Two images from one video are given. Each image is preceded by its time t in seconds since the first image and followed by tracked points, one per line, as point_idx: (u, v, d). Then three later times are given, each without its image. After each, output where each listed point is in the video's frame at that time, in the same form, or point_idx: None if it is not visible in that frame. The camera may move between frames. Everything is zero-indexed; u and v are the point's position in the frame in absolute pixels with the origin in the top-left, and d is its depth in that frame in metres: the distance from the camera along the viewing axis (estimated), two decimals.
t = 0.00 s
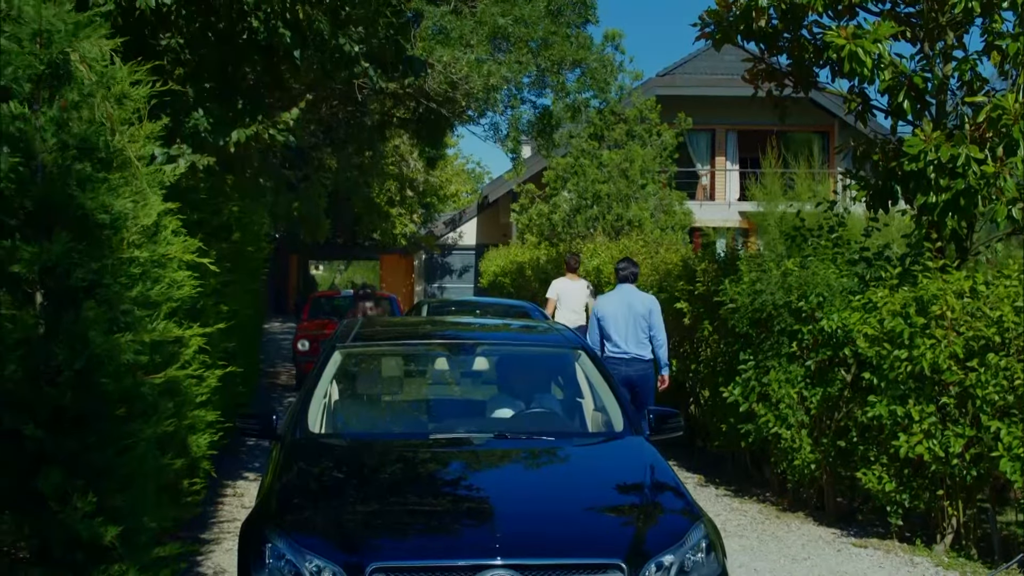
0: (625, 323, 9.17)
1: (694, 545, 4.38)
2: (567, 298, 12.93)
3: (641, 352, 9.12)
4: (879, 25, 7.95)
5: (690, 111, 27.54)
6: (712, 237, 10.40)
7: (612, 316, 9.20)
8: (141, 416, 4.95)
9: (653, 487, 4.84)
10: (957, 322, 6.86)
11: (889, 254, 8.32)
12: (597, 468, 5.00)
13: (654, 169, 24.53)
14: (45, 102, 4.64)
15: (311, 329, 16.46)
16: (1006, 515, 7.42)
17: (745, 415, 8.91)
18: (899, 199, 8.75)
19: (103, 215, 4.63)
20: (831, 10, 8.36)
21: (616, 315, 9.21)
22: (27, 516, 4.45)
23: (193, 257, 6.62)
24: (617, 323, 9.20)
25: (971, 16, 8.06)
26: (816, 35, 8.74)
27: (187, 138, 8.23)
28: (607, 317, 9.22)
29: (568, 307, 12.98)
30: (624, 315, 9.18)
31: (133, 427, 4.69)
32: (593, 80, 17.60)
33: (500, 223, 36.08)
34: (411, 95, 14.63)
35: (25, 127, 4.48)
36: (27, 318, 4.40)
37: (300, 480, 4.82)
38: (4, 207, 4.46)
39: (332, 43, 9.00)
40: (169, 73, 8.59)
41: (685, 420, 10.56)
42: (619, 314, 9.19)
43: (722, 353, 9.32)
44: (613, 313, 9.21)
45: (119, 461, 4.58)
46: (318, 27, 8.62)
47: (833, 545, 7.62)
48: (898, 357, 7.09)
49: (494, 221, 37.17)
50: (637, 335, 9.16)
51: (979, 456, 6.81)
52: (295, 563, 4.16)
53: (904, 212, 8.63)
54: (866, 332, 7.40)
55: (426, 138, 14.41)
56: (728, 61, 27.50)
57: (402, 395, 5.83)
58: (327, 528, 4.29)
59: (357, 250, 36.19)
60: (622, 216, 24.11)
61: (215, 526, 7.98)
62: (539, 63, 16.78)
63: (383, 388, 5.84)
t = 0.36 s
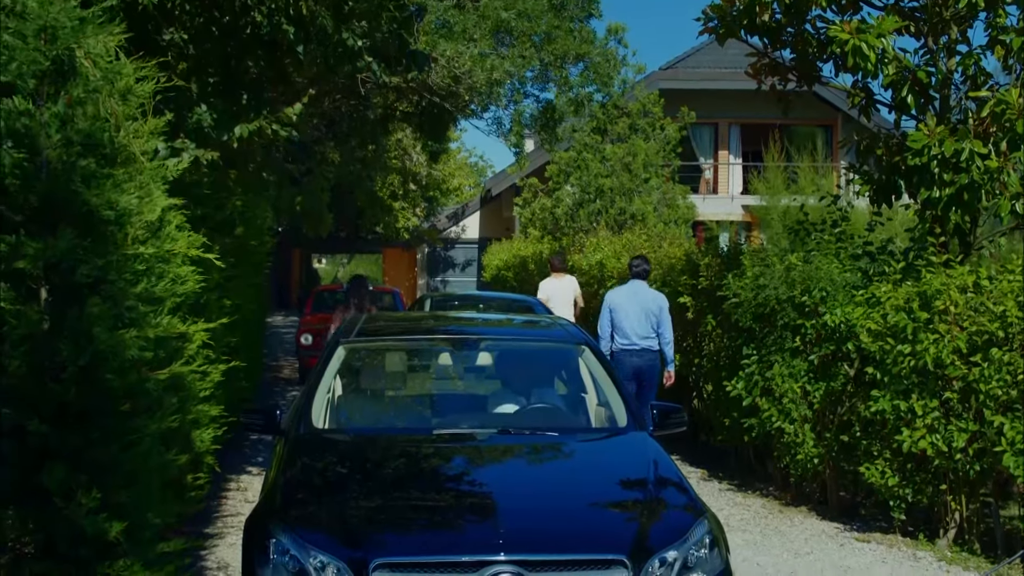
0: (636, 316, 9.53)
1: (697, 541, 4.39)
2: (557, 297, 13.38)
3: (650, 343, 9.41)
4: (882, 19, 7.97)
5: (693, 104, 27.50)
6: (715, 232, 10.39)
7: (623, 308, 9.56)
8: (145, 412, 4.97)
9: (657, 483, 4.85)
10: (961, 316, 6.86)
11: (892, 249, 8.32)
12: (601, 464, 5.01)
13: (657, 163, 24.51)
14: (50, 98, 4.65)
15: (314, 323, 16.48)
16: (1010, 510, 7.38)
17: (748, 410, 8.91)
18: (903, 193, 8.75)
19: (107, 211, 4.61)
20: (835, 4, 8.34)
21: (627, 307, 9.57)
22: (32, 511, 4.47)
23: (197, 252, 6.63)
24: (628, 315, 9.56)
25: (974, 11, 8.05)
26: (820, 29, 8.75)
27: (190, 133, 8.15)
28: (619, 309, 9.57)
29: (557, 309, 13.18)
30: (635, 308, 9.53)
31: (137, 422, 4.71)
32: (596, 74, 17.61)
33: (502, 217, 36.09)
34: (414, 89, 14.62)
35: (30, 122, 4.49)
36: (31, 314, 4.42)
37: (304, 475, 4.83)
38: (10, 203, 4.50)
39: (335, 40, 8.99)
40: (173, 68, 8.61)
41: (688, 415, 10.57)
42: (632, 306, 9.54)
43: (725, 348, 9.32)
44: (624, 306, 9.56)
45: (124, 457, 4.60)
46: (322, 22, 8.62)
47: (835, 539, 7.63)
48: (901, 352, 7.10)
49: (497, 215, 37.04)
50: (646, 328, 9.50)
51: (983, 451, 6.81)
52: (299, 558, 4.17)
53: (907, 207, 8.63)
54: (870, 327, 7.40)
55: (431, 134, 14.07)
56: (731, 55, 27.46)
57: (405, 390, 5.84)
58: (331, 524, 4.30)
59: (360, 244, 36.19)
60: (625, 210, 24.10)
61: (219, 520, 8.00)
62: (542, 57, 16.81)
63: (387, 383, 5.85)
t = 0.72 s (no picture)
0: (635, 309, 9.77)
1: (696, 538, 4.40)
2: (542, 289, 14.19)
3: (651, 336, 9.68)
4: (881, 15, 7.96)
5: (692, 99, 27.50)
6: (714, 227, 10.40)
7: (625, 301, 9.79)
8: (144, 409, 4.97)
9: (656, 479, 4.86)
10: (959, 313, 6.86)
11: (891, 244, 8.33)
12: (600, 461, 5.02)
13: (656, 157, 24.50)
14: (44, 96, 4.65)
15: (313, 318, 16.49)
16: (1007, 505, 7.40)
17: (747, 406, 8.92)
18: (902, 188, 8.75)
19: (103, 209, 4.60)
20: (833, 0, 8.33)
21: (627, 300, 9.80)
22: (31, 509, 4.47)
23: (196, 249, 6.62)
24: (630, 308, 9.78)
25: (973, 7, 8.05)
26: (818, 25, 8.75)
27: (189, 130, 8.14)
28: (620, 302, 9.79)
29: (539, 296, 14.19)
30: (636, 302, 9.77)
31: (136, 420, 4.72)
32: (595, 69, 17.65)
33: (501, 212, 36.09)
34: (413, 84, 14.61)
35: (26, 121, 4.48)
36: (30, 312, 4.42)
37: (304, 472, 4.84)
38: (9, 201, 4.51)
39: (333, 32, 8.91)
40: (170, 64, 8.60)
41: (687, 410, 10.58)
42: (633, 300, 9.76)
43: (724, 343, 9.32)
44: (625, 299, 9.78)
45: (123, 454, 4.61)
46: (320, 18, 8.62)
47: (834, 535, 7.64)
48: (900, 348, 7.10)
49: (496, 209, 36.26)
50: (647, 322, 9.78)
51: (981, 447, 6.82)
52: (298, 556, 4.18)
53: (906, 203, 8.64)
54: (868, 323, 7.41)
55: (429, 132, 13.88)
56: (730, 49, 27.44)
57: (404, 386, 5.85)
58: (331, 521, 4.31)
59: (359, 238, 36.19)
60: (625, 205, 24.09)
61: (218, 517, 8.02)
62: (541, 52, 16.85)
63: (385, 380, 5.86)
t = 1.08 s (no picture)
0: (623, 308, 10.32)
1: (695, 539, 4.41)
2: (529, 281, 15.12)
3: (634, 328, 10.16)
4: (879, 14, 7.95)
5: (689, 96, 27.53)
6: (711, 225, 10.42)
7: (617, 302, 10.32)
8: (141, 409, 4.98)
9: (655, 478, 4.88)
10: (956, 311, 6.88)
11: (888, 243, 8.34)
12: (597, 460, 5.03)
13: (653, 154, 24.51)
14: (44, 96, 4.66)
15: (311, 315, 16.50)
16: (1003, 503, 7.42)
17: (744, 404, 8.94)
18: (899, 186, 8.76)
19: (100, 210, 4.61)
20: None
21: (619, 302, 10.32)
22: (29, 509, 4.48)
23: (193, 248, 6.63)
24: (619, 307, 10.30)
25: (970, 5, 8.06)
26: (815, 24, 8.77)
27: (187, 129, 8.14)
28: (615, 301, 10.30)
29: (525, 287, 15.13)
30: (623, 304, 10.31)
31: (134, 420, 4.74)
32: (592, 67, 17.73)
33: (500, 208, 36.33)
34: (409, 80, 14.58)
35: (25, 121, 4.49)
36: (29, 313, 4.43)
37: (302, 472, 4.85)
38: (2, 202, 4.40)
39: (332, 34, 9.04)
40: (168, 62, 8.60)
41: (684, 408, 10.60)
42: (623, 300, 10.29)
43: (721, 341, 9.33)
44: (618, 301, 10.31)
45: (121, 454, 4.61)
46: (318, 16, 8.64)
47: (831, 533, 7.65)
48: (896, 346, 7.11)
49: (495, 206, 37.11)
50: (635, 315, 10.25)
51: (977, 445, 6.84)
52: (297, 557, 4.18)
53: (903, 201, 8.65)
54: (865, 321, 7.43)
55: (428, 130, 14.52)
56: (728, 46, 27.46)
57: (401, 385, 5.85)
58: (329, 522, 4.32)
59: (357, 235, 36.19)
60: (622, 202, 24.08)
61: (217, 515, 8.03)
62: (539, 50, 16.88)
63: (383, 378, 5.86)
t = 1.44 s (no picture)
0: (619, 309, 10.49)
1: (699, 541, 4.42)
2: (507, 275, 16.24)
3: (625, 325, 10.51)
4: (876, 13, 7.96)
5: (687, 93, 27.53)
6: (709, 224, 10.42)
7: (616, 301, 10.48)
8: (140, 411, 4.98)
9: (657, 480, 4.89)
10: (953, 311, 6.90)
11: (886, 241, 8.34)
12: (597, 461, 5.04)
13: (651, 152, 24.51)
14: (47, 98, 4.65)
15: (310, 313, 16.51)
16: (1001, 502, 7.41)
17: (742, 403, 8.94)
18: (897, 185, 8.77)
19: (101, 212, 4.61)
20: None
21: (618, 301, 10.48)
22: (28, 511, 4.49)
23: (191, 248, 6.64)
24: (613, 307, 10.48)
25: (968, 5, 8.07)
26: (813, 23, 8.78)
27: (185, 128, 8.15)
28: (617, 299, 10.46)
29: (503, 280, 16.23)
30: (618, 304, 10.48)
31: (134, 422, 4.74)
32: (590, 65, 17.75)
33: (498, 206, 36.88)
34: (407, 78, 14.58)
35: (27, 123, 4.50)
36: (28, 314, 4.44)
37: (301, 473, 4.86)
38: (6, 204, 4.51)
39: (329, 33, 9.05)
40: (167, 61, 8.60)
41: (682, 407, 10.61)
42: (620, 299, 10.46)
43: (719, 340, 9.33)
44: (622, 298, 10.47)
45: (120, 456, 4.62)
46: (316, 16, 8.66)
47: (829, 532, 7.67)
48: (894, 346, 7.12)
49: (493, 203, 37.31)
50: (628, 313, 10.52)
51: (975, 445, 6.86)
52: (297, 559, 4.19)
53: (901, 200, 8.65)
54: (863, 320, 7.44)
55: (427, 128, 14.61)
56: (725, 43, 27.46)
57: (401, 386, 5.85)
58: (329, 524, 4.32)
59: (355, 233, 36.19)
60: (620, 200, 24.08)
61: (215, 515, 8.04)
62: (537, 48, 16.90)
63: (383, 378, 5.86)
